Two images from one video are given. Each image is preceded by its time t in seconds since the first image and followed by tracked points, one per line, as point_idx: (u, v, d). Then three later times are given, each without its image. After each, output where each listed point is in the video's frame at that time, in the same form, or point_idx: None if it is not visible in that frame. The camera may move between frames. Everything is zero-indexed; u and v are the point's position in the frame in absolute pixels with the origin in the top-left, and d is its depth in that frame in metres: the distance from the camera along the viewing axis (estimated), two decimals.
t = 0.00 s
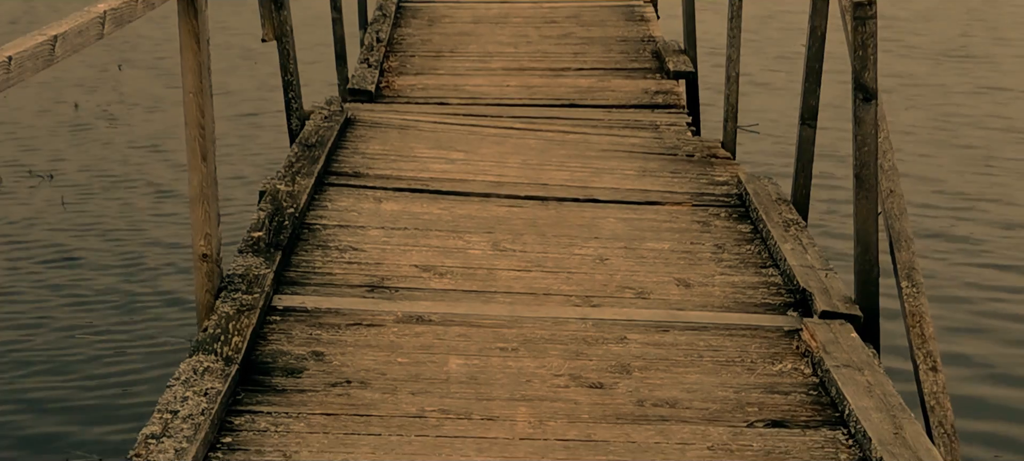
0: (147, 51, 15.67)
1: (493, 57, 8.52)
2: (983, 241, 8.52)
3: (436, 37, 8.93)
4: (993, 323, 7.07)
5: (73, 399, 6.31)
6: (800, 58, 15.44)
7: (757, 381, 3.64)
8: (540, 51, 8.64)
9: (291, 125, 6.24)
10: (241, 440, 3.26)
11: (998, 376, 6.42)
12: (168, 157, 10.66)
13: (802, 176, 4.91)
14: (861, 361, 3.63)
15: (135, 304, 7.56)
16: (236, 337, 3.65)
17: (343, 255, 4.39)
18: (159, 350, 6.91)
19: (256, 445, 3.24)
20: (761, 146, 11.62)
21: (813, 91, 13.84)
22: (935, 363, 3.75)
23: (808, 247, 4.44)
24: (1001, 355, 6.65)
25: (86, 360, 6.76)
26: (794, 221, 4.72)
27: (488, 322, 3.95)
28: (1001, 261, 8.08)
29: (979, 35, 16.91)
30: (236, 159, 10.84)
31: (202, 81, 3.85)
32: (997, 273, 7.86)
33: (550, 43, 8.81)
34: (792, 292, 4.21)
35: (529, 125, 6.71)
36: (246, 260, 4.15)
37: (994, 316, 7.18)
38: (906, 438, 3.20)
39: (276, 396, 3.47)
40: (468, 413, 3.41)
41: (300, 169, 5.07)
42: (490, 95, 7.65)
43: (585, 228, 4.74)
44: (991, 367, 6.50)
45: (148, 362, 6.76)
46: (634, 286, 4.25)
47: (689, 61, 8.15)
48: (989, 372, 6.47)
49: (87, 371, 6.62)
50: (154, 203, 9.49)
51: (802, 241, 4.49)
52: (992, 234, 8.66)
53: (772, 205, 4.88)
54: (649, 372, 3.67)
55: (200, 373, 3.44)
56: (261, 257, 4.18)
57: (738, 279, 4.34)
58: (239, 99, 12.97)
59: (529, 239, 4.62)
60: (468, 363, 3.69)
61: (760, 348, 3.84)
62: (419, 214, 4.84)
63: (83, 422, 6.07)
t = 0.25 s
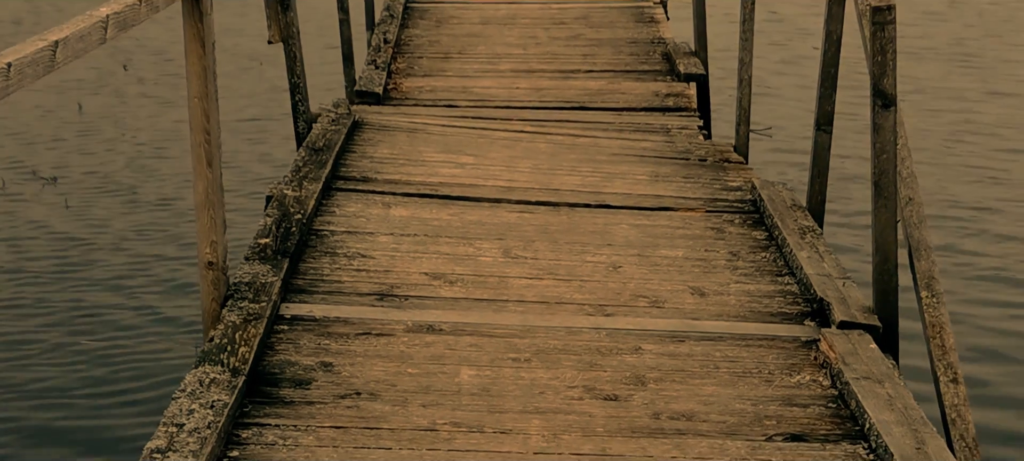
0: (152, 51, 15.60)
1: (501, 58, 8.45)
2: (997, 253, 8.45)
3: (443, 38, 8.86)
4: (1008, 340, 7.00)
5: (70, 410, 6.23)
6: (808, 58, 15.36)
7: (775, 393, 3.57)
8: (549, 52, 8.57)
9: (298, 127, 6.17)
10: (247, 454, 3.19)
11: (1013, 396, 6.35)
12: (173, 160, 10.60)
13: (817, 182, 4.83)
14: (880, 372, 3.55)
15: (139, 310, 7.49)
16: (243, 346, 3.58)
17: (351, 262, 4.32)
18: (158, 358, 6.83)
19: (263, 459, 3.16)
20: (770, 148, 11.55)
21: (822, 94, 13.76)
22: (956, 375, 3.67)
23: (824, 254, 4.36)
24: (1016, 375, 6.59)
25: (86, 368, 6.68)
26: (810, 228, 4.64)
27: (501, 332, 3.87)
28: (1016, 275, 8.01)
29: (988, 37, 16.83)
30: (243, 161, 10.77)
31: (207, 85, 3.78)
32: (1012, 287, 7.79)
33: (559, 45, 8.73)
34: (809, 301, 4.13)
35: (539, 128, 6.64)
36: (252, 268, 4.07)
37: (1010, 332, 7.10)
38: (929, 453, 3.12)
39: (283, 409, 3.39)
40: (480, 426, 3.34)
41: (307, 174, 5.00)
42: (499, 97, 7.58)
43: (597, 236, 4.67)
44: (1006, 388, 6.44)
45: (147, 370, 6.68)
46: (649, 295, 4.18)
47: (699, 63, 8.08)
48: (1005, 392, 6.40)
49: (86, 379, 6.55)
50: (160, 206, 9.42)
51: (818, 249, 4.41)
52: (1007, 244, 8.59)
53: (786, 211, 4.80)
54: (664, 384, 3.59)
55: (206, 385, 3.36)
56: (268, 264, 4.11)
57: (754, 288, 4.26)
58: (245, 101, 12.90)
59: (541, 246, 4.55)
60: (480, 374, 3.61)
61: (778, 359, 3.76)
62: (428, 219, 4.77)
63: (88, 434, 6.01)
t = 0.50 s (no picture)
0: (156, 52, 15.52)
1: (508, 59, 8.36)
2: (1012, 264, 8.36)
3: (449, 38, 8.77)
4: None
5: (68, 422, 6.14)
6: (815, 57, 15.27)
7: (792, 406, 3.48)
8: (557, 53, 8.48)
9: (302, 130, 6.08)
10: None
11: None
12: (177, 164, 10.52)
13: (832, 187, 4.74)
14: (899, 386, 3.46)
15: (142, 317, 7.40)
16: (246, 358, 3.49)
17: (357, 270, 4.23)
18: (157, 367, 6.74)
19: None
20: (779, 150, 11.46)
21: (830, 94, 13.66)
22: (976, 388, 3.58)
23: (839, 262, 4.28)
24: None
25: (85, 378, 6.59)
26: (825, 235, 4.55)
27: (509, 343, 3.79)
28: None
29: (996, 36, 16.73)
30: (248, 164, 10.69)
31: (211, 89, 3.70)
32: None
33: (566, 46, 8.64)
34: (824, 311, 4.04)
35: (546, 131, 6.55)
36: (256, 276, 3.99)
37: None
38: None
39: (287, 423, 3.30)
40: (489, 441, 3.25)
41: (312, 178, 4.91)
42: (506, 99, 7.50)
43: (607, 243, 4.59)
44: None
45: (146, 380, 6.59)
46: (660, 304, 4.09)
47: (708, 65, 7.99)
48: None
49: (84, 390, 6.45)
50: (163, 211, 9.33)
51: (833, 257, 4.32)
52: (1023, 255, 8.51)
53: (799, 217, 4.72)
54: (677, 397, 3.50)
55: (207, 399, 3.28)
56: (272, 272, 4.02)
57: (767, 297, 4.17)
58: (249, 102, 12.82)
59: (550, 253, 4.47)
60: (488, 387, 3.52)
61: (793, 371, 3.68)
62: (435, 225, 4.69)
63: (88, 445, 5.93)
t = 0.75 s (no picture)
0: (159, 52, 15.44)
1: (514, 60, 8.27)
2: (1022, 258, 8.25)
3: (453, 39, 8.68)
4: None
5: (66, 444, 6.04)
6: (821, 56, 15.17)
7: (805, 420, 3.38)
8: (563, 54, 8.39)
9: (304, 133, 5.99)
10: None
11: None
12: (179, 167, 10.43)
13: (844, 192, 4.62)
14: (916, 398, 3.37)
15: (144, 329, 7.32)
16: (245, 370, 3.40)
17: (359, 278, 4.14)
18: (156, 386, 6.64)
19: None
20: (787, 151, 11.36)
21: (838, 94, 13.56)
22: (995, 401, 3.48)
23: (853, 270, 4.18)
24: None
25: (84, 395, 6.51)
26: (837, 241, 4.45)
27: (516, 353, 3.69)
28: None
29: (1004, 33, 16.62)
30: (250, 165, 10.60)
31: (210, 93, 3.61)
32: None
33: (572, 46, 8.55)
34: (838, 320, 3.94)
35: (552, 134, 6.46)
36: (256, 284, 3.90)
37: None
38: None
39: (287, 438, 3.21)
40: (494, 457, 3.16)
41: (313, 183, 4.82)
42: (511, 101, 7.41)
43: (615, 250, 4.49)
44: None
45: (145, 400, 6.48)
46: (670, 314, 3.99)
47: (716, 65, 7.90)
48: None
49: (82, 410, 6.35)
50: (167, 214, 9.25)
51: (846, 264, 4.22)
52: None
53: (810, 223, 4.62)
54: (687, 411, 3.41)
55: (204, 413, 3.18)
56: (272, 280, 3.93)
57: (779, 305, 4.08)
58: (253, 103, 12.73)
59: (556, 260, 4.37)
60: (494, 400, 3.43)
61: (806, 383, 3.58)
62: (440, 231, 4.59)
63: None
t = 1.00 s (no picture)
0: (162, 52, 15.35)
1: (519, 60, 8.16)
2: None
3: (457, 39, 8.57)
4: None
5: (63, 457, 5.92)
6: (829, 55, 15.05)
7: (820, 438, 3.27)
8: (569, 54, 8.28)
9: (305, 137, 5.89)
10: None
11: None
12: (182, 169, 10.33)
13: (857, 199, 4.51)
14: (934, 415, 3.26)
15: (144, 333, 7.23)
16: (241, 387, 3.29)
17: (360, 288, 4.03)
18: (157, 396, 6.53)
19: None
20: (795, 152, 11.26)
21: (846, 94, 13.45)
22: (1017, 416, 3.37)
23: (867, 280, 4.07)
24: None
25: (82, 405, 6.41)
26: (851, 250, 4.34)
27: (522, 367, 3.58)
28: None
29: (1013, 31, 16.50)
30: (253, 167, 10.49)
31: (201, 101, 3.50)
32: None
33: (578, 47, 8.44)
34: (852, 332, 3.83)
35: (558, 137, 6.35)
36: (254, 297, 3.79)
37: None
38: None
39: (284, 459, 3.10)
40: None
41: (314, 189, 4.71)
42: (517, 102, 7.30)
43: (624, 259, 4.39)
44: None
45: (145, 411, 6.37)
46: (680, 325, 3.88)
47: (724, 66, 7.79)
48: None
49: (80, 422, 6.24)
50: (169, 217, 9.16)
51: (860, 274, 4.11)
52: None
53: (824, 231, 4.50)
54: (699, 428, 3.30)
55: (198, 434, 3.08)
56: (270, 292, 3.82)
57: (792, 317, 3.97)
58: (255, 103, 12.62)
59: (563, 270, 4.27)
60: (500, 416, 3.32)
61: (821, 399, 3.47)
62: (443, 239, 4.49)
63: None
